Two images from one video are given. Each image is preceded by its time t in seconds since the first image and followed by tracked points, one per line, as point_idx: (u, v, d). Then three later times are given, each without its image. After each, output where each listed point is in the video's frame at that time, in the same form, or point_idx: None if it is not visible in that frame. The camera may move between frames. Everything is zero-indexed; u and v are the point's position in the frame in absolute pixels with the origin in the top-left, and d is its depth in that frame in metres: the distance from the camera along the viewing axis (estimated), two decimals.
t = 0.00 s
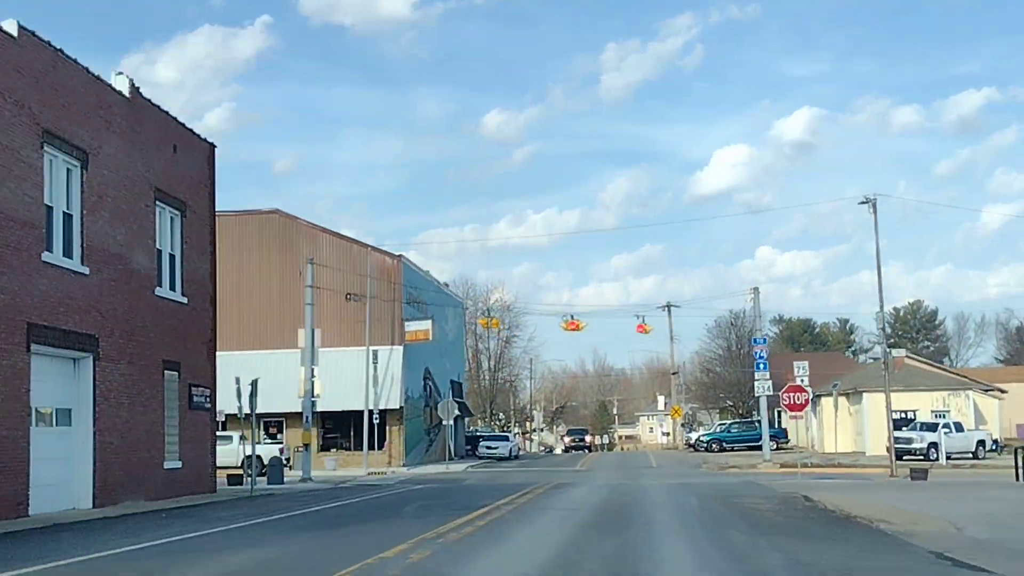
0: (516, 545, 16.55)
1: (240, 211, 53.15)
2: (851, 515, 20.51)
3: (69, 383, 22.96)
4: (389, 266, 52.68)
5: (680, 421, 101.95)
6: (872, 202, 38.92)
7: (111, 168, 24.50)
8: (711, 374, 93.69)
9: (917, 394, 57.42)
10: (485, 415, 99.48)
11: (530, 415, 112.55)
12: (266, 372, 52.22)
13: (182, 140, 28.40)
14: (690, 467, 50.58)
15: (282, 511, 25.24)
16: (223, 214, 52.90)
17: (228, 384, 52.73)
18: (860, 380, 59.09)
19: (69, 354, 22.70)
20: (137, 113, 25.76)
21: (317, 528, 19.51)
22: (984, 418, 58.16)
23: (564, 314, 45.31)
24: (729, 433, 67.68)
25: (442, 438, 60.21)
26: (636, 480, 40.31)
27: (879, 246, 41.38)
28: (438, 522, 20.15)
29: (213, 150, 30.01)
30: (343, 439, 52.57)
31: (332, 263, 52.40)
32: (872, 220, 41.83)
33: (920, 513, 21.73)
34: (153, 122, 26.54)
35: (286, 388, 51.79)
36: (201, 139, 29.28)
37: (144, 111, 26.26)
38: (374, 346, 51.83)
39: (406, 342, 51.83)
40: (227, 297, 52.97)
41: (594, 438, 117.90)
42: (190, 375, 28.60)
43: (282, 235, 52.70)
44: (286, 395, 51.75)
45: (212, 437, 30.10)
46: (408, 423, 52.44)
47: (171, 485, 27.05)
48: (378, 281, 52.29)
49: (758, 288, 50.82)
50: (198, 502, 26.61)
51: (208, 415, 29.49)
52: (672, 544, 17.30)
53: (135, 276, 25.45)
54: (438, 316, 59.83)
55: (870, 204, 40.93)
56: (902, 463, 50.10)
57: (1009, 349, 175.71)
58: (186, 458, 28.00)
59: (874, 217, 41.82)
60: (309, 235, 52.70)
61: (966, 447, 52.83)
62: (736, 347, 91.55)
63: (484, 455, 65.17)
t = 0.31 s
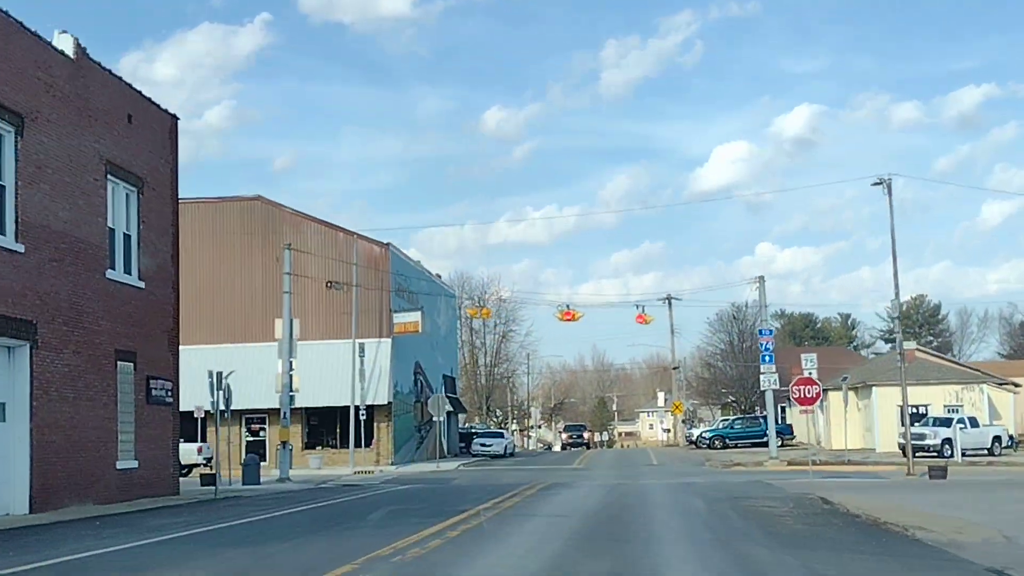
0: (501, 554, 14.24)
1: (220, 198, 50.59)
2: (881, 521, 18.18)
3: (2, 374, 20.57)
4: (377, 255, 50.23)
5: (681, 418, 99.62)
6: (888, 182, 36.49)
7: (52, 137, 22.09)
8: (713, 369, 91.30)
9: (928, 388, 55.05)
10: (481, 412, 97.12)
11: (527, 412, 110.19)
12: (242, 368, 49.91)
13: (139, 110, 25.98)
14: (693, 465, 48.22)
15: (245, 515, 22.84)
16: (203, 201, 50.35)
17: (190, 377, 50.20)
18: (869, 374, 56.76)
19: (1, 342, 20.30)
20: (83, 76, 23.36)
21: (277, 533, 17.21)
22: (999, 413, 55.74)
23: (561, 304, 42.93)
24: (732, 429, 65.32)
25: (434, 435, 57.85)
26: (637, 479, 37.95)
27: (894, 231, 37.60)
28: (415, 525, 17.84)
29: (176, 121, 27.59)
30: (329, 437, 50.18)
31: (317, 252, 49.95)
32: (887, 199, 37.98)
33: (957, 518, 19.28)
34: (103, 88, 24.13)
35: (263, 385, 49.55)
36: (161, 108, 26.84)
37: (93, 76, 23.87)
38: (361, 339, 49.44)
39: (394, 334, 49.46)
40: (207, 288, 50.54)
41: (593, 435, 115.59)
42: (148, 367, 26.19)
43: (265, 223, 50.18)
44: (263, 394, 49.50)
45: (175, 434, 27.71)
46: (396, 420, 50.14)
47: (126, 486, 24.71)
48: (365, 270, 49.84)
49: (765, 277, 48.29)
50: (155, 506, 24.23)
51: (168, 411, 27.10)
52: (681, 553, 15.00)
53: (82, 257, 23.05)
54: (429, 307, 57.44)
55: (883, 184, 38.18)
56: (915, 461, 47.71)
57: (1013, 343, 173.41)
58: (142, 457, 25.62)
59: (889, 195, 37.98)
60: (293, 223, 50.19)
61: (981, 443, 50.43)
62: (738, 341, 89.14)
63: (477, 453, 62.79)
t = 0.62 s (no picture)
0: (477, 571, 11.87)
1: (198, 184, 48.22)
2: (919, 531, 15.81)
3: None
4: (363, 243, 47.89)
5: (682, 416, 97.29)
6: (904, 161, 34.00)
7: None
8: (715, 365, 88.90)
9: (941, 382, 52.64)
10: (477, 411, 94.73)
11: (525, 410, 107.85)
12: (215, 362, 47.49)
13: (85, 74, 23.64)
14: (695, 464, 45.84)
15: (200, 521, 20.48)
16: (180, 187, 47.98)
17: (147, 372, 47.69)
18: (878, 369, 54.40)
19: None
20: (17, 33, 21.01)
21: (222, 546, 14.87)
22: (1016, 410, 53.21)
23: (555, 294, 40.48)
24: (735, 427, 62.97)
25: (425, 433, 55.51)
26: (636, 480, 35.59)
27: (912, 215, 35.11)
28: (383, 535, 15.50)
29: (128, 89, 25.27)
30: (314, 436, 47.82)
31: (300, 240, 47.64)
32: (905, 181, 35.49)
33: (1002, 524, 16.93)
34: (42, 48, 21.78)
35: (236, 378, 47.12)
36: (111, 73, 24.47)
37: (31, 34, 21.51)
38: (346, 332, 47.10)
39: (382, 327, 47.13)
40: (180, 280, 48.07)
41: (593, 433, 113.27)
42: (97, 359, 23.80)
43: (245, 210, 47.81)
44: (236, 389, 47.04)
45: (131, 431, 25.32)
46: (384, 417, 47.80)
47: (71, 490, 22.34)
48: (351, 260, 47.50)
49: (771, 266, 45.84)
50: (102, 512, 21.85)
51: (122, 407, 24.73)
52: (690, 568, 12.64)
53: (16, 234, 20.69)
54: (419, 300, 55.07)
55: (899, 164, 35.77)
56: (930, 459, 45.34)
57: (1018, 340, 171.10)
58: (90, 458, 23.21)
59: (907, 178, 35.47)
60: (275, 211, 47.83)
61: (998, 440, 48.05)
62: (741, 337, 86.77)
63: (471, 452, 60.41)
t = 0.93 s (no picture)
0: None
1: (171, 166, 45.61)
2: (975, 545, 13.09)
3: None
4: (346, 229, 45.18)
5: (683, 412, 94.69)
6: (926, 131, 31.21)
7: None
8: (718, 360, 86.25)
9: (958, 375, 49.93)
10: (473, 407, 92.11)
11: (523, 406, 105.25)
12: (181, 354, 44.91)
13: (13, 26, 21.10)
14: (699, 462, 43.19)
15: (135, 530, 17.89)
16: (152, 169, 45.35)
17: (92, 366, 45.14)
18: (891, 361, 51.73)
19: None
20: None
21: (133, 570, 12.22)
22: None
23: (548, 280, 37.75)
24: (740, 423, 60.33)
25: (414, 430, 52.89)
26: (636, 480, 32.95)
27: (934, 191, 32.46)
28: (331, 553, 12.90)
29: (65, 45, 22.71)
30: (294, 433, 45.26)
31: (279, 225, 45.01)
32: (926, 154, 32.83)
33: None
34: None
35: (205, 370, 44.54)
36: (43, 26, 21.92)
37: None
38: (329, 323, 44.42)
39: (366, 318, 44.46)
40: (145, 267, 45.37)
41: (593, 430, 110.71)
42: (28, 347, 21.18)
43: (220, 193, 45.15)
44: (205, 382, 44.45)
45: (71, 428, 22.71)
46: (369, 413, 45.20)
47: None
48: (333, 246, 44.85)
49: (779, 252, 43.08)
50: (28, 520, 19.25)
51: (59, 401, 22.11)
52: None
53: None
54: (406, 289, 52.43)
55: (920, 137, 33.12)
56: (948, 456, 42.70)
57: None
58: (19, 458, 20.60)
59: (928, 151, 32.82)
60: (253, 194, 45.22)
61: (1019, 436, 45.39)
62: (745, 330, 84.08)
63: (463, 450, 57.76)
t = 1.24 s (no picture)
0: None
1: (144, 151, 43.29)
2: None
3: None
4: (329, 216, 42.82)
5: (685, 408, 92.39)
6: (948, 101, 28.90)
7: None
8: (719, 354, 83.94)
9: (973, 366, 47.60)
10: (469, 404, 89.87)
11: (521, 403, 102.99)
12: (145, 350, 42.52)
13: None
14: (703, 460, 40.92)
15: (59, 546, 15.64)
16: (124, 154, 42.99)
17: (25, 362, 42.65)
18: (903, 353, 49.43)
19: None
20: None
21: None
22: None
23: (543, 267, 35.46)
24: (744, 418, 58.03)
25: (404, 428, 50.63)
26: (636, 479, 30.70)
27: (956, 165, 30.21)
28: None
29: None
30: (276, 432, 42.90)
31: (259, 212, 42.72)
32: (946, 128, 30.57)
33: None
34: None
35: (172, 367, 42.03)
36: None
37: None
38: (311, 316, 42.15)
39: (351, 310, 42.23)
40: (115, 260, 42.97)
41: (593, 426, 108.55)
42: None
43: (197, 179, 42.84)
44: (170, 380, 41.94)
45: (5, 428, 20.44)
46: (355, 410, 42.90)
47: None
48: (316, 234, 42.59)
49: (787, 237, 40.76)
50: None
51: None
52: None
53: None
54: (395, 280, 50.17)
55: (939, 109, 30.82)
56: (967, 452, 40.42)
57: None
58: None
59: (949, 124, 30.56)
60: (231, 180, 42.96)
61: None
62: (748, 324, 81.76)
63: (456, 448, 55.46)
